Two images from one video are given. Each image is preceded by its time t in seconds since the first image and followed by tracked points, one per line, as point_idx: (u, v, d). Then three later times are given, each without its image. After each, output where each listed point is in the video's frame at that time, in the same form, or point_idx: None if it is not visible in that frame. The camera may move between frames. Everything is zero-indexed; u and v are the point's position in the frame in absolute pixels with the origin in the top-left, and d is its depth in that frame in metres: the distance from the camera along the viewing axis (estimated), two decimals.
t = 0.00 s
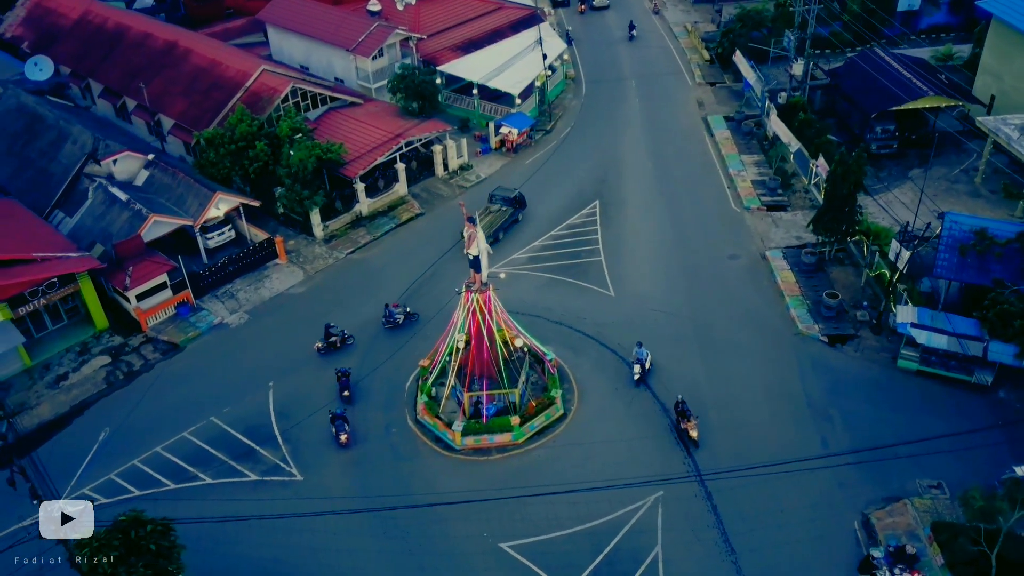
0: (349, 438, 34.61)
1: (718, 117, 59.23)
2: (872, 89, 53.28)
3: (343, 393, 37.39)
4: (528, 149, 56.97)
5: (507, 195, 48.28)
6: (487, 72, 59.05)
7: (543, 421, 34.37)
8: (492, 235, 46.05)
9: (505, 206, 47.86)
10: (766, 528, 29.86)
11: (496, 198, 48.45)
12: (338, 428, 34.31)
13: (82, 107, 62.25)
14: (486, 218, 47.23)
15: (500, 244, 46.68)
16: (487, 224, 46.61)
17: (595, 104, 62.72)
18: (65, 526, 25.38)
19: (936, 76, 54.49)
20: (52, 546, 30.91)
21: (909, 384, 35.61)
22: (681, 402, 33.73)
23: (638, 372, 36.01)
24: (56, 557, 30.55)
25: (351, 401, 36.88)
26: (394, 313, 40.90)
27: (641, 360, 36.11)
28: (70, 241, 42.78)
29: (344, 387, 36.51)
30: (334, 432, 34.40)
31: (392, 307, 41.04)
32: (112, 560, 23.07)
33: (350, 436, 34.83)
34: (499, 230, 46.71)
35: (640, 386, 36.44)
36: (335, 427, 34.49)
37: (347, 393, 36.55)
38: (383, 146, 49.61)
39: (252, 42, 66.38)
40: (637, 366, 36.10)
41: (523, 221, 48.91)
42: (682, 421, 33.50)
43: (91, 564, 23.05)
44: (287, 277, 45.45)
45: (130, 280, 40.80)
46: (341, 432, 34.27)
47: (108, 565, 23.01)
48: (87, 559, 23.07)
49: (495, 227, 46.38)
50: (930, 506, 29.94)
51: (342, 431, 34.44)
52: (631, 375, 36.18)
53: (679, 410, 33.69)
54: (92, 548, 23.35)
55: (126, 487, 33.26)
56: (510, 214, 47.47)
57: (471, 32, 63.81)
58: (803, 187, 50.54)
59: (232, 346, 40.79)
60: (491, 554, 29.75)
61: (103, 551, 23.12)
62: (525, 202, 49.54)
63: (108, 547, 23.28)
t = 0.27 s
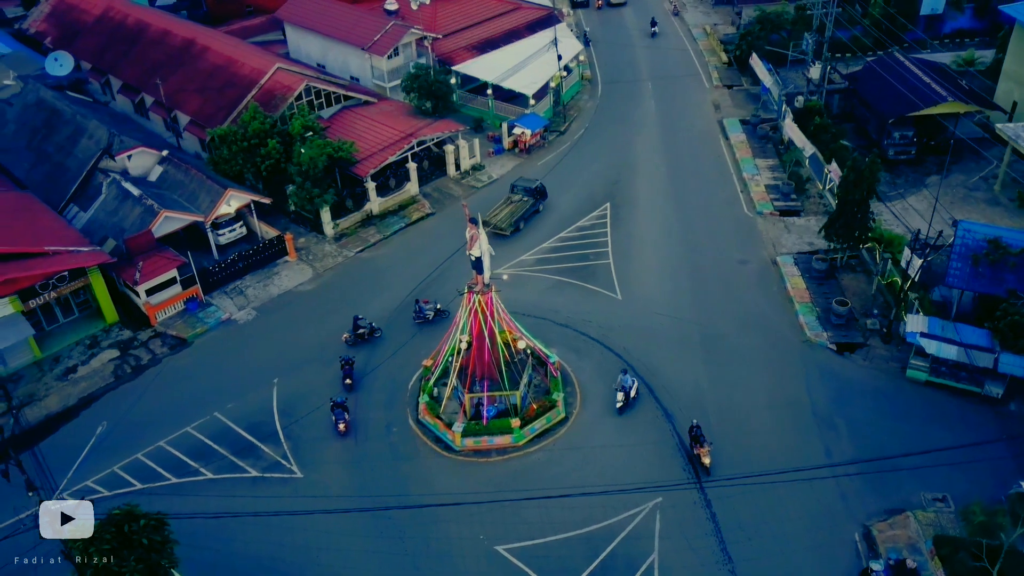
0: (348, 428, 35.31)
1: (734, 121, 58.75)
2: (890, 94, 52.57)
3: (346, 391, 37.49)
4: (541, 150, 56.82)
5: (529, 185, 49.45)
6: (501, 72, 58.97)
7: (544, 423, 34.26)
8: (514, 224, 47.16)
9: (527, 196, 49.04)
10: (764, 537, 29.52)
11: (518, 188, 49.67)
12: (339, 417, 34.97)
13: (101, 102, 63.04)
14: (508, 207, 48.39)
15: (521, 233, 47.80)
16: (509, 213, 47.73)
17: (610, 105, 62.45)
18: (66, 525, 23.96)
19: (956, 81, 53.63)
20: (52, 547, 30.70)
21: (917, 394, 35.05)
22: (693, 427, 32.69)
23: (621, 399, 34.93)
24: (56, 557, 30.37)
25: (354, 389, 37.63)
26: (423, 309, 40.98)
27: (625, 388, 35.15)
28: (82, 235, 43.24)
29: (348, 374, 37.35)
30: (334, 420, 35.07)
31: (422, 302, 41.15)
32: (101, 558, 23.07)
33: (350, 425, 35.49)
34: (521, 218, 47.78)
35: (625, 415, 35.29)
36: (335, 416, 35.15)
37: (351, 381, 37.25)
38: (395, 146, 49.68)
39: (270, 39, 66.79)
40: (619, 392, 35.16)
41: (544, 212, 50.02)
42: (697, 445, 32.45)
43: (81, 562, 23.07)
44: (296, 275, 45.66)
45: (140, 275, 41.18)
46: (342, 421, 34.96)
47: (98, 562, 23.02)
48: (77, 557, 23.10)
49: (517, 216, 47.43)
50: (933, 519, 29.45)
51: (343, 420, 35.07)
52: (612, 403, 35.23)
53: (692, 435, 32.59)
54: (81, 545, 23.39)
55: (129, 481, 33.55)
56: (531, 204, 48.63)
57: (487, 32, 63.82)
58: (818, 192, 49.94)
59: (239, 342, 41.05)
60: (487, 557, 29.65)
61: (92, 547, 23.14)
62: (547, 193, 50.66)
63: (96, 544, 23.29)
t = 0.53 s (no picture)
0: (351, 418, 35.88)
1: (753, 125, 58.16)
2: (912, 100, 51.73)
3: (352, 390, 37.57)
4: (557, 151, 56.62)
5: (554, 177, 50.68)
6: (519, 73, 58.86)
7: (547, 427, 34.11)
8: (538, 214, 48.35)
9: (551, 188, 50.23)
10: (765, 548, 29.14)
11: (543, 179, 50.88)
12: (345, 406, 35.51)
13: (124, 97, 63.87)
14: (532, 198, 49.60)
15: (545, 224, 48.97)
16: (534, 204, 48.93)
17: (628, 107, 62.08)
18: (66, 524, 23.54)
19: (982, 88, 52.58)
20: (52, 545, 30.62)
21: (928, 407, 34.44)
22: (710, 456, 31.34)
23: (598, 425, 33.75)
24: (56, 557, 30.29)
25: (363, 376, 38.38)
26: (457, 308, 41.40)
27: (604, 415, 34.00)
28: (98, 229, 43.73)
29: (356, 361, 38.22)
30: (340, 409, 35.63)
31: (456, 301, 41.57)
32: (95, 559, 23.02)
33: (355, 414, 36.11)
34: (545, 210, 48.96)
35: (602, 443, 34.03)
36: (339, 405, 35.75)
37: (358, 368, 38.13)
38: (409, 145, 49.76)
39: (291, 37, 67.19)
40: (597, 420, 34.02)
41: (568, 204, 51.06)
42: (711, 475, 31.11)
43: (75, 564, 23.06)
44: (308, 272, 45.86)
45: (153, 269, 41.56)
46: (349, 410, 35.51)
47: (91, 564, 23.03)
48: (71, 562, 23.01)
49: (541, 206, 48.63)
50: (939, 535, 28.92)
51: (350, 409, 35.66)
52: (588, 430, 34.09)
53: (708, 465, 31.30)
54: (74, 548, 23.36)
55: (135, 473, 33.82)
56: (555, 196, 49.79)
57: (507, 32, 63.74)
58: (836, 199, 49.24)
59: (248, 338, 41.31)
60: (484, 560, 29.55)
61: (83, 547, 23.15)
62: (571, 185, 51.77)
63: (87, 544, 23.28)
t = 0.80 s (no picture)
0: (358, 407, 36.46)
1: (774, 129, 57.48)
2: (937, 106, 50.78)
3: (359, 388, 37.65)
4: (575, 153, 56.35)
5: (580, 169, 51.37)
6: (538, 73, 58.69)
7: (551, 431, 33.94)
8: (564, 205, 49.13)
9: (578, 179, 50.98)
10: (766, 559, 28.73)
11: (570, 171, 51.66)
12: (352, 395, 36.17)
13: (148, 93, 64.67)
14: (559, 189, 50.43)
15: (571, 215, 49.74)
16: (560, 195, 49.73)
17: (649, 109, 61.65)
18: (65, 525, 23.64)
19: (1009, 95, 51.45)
20: (52, 546, 30.72)
21: (941, 420, 33.76)
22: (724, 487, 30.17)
23: (569, 450, 32.81)
24: (56, 557, 30.40)
25: (372, 363, 39.20)
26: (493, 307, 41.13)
27: (578, 440, 33.04)
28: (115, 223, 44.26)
29: (367, 348, 39.11)
30: (347, 398, 36.27)
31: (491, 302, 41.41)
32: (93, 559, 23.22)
33: (363, 403, 36.69)
34: (570, 201, 49.69)
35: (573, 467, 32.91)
36: (346, 394, 36.46)
37: (368, 355, 38.96)
38: (425, 145, 49.78)
39: (314, 35, 67.57)
40: (569, 444, 33.11)
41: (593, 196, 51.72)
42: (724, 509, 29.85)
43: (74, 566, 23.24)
44: (321, 269, 46.04)
45: (167, 263, 41.99)
46: (356, 399, 36.14)
47: (90, 563, 23.22)
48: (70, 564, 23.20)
49: (567, 198, 49.40)
50: (945, 552, 28.37)
51: (357, 398, 36.31)
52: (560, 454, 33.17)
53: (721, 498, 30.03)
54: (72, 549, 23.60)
55: (141, 465, 34.15)
56: (582, 187, 50.52)
57: (528, 33, 63.60)
58: (856, 207, 48.47)
59: (259, 334, 41.58)
60: (482, 562, 29.45)
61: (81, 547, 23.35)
62: (597, 177, 52.42)
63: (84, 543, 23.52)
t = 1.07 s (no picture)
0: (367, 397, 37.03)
1: (797, 134, 56.74)
2: (963, 114, 49.82)
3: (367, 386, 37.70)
4: (593, 154, 56.06)
5: (608, 162, 52.02)
6: (558, 74, 58.45)
7: (556, 434, 33.78)
8: (592, 197, 49.88)
9: (605, 172, 51.69)
10: (769, 571, 28.30)
11: (598, 164, 52.39)
12: (363, 383, 36.88)
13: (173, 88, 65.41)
14: (586, 181, 51.20)
15: (598, 208, 50.40)
16: (587, 187, 50.49)
17: (670, 112, 61.17)
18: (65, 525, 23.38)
19: None
20: (52, 546, 30.57)
21: (955, 434, 33.08)
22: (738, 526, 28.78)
23: (533, 471, 31.99)
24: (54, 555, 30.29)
25: (386, 349, 40.03)
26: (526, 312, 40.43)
27: (544, 461, 32.20)
28: (133, 217, 44.77)
29: (383, 335, 39.95)
30: (358, 387, 36.89)
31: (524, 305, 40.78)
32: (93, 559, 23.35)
33: (372, 392, 37.25)
34: (598, 193, 50.35)
35: (535, 488, 32.03)
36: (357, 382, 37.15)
37: (383, 341, 39.79)
38: (442, 144, 49.79)
39: (338, 33, 67.88)
40: (534, 464, 32.29)
41: (620, 189, 52.33)
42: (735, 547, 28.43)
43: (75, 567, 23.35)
44: (335, 267, 46.18)
45: (182, 257, 42.37)
46: (366, 388, 36.80)
47: (91, 564, 23.36)
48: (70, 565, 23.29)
49: (595, 189, 50.12)
50: (953, 570, 27.80)
51: (367, 386, 36.95)
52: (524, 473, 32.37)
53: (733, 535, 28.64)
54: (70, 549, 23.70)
55: (149, 458, 34.44)
56: (609, 180, 51.19)
57: (550, 33, 63.37)
58: (877, 215, 47.63)
59: (271, 329, 41.83)
60: (481, 564, 29.35)
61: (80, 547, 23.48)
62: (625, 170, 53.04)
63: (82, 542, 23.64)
